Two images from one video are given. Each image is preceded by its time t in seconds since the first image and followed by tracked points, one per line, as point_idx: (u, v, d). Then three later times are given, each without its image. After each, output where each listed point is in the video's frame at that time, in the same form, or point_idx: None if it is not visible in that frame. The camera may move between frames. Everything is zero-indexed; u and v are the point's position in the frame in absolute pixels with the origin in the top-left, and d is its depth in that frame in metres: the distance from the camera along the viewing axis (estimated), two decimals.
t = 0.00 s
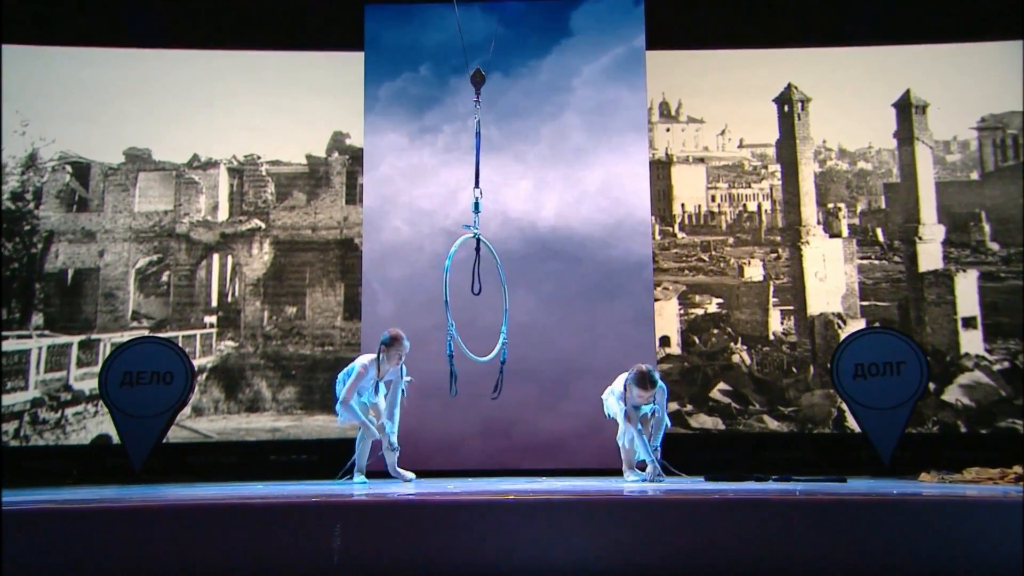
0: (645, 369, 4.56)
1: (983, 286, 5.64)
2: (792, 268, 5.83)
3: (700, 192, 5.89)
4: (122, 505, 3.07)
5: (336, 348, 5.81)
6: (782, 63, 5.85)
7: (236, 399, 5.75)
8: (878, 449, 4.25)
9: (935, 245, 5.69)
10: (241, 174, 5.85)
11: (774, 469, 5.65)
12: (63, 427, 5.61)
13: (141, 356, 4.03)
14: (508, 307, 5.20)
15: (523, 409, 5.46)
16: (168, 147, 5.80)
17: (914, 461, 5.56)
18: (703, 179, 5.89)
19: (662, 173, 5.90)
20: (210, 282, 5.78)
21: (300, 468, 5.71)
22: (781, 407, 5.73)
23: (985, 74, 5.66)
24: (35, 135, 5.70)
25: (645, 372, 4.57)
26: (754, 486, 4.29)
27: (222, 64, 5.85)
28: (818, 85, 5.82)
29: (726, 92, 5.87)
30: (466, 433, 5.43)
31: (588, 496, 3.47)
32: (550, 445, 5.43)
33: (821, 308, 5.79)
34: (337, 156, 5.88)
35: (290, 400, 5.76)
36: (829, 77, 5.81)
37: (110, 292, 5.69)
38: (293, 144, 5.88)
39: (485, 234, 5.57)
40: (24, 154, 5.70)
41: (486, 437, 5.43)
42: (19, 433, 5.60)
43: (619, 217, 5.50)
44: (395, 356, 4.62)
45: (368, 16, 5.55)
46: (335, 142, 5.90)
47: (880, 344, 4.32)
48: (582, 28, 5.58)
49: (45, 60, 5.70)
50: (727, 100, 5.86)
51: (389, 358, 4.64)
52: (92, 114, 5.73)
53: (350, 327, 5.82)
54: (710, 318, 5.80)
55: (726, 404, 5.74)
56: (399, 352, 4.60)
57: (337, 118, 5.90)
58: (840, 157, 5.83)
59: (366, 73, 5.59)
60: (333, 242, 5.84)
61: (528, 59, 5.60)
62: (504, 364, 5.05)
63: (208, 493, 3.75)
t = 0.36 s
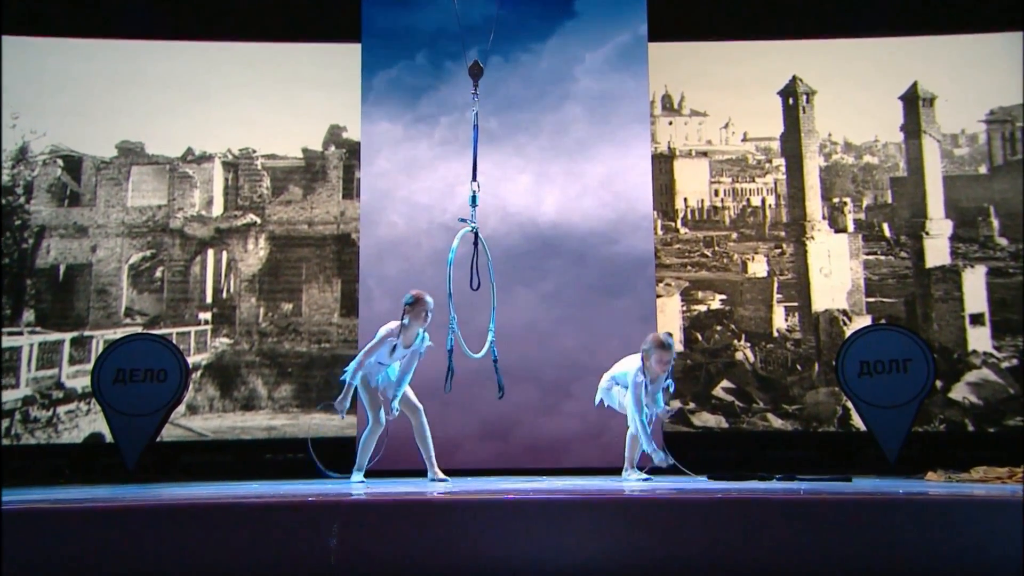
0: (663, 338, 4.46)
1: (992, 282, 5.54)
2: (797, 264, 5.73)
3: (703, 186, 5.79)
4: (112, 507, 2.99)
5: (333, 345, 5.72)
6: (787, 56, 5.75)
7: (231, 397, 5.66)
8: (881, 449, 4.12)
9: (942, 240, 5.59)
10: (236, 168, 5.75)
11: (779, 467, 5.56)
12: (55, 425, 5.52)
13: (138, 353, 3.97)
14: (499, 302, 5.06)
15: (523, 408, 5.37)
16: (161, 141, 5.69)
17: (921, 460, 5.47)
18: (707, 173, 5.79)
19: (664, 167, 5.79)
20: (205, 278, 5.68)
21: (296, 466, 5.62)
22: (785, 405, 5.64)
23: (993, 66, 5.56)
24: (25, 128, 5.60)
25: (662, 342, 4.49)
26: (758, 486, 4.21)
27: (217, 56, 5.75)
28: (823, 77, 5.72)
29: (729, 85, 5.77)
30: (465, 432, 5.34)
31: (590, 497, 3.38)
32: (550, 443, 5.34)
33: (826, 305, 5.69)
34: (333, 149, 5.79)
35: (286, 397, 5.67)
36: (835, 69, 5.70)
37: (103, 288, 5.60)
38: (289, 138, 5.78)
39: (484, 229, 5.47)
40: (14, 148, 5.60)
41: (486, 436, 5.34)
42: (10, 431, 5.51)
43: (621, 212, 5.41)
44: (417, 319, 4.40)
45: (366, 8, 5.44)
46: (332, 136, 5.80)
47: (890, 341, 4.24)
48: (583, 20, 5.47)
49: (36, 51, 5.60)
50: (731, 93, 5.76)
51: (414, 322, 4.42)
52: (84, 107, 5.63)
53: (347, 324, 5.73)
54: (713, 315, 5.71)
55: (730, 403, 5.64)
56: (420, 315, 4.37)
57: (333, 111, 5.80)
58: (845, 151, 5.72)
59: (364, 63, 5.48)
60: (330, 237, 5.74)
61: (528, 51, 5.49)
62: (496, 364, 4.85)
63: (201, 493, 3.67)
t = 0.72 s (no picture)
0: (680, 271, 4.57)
1: (998, 280, 5.47)
2: (801, 261, 5.64)
3: (705, 182, 5.70)
4: (101, 508, 2.91)
5: (330, 343, 5.63)
6: (790, 49, 5.66)
7: (227, 396, 5.58)
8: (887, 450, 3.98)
9: (948, 236, 5.51)
10: (232, 164, 5.67)
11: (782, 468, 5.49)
12: (48, 425, 5.44)
13: (136, 351, 3.97)
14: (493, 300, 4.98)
15: (523, 407, 5.29)
16: (156, 136, 5.61)
17: (927, 460, 5.39)
18: (709, 169, 5.71)
19: (666, 163, 5.71)
20: (200, 276, 5.60)
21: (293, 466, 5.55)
22: (789, 404, 5.57)
23: (1000, 60, 5.49)
24: (17, 123, 5.52)
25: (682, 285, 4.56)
26: (761, 486, 4.14)
27: (213, 50, 5.66)
28: (828, 71, 5.63)
29: (732, 79, 5.69)
30: (464, 432, 5.27)
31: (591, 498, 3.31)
32: (550, 443, 5.27)
33: (830, 302, 5.61)
34: (331, 145, 5.70)
35: (283, 396, 5.59)
36: (839, 63, 5.62)
37: (97, 286, 5.52)
38: (286, 133, 5.70)
39: (484, 226, 5.39)
40: (7, 143, 5.52)
41: (485, 436, 5.26)
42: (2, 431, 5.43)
43: (622, 209, 5.33)
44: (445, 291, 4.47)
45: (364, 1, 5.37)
46: (329, 131, 5.72)
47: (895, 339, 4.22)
48: (585, 13, 5.39)
49: (28, 45, 5.51)
50: (733, 87, 5.68)
51: (445, 298, 4.49)
52: (78, 101, 5.54)
53: (344, 322, 5.64)
54: (715, 313, 5.65)
55: (732, 401, 5.58)
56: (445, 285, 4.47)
57: (331, 106, 5.72)
58: (850, 146, 5.64)
59: (362, 56, 5.40)
60: (327, 234, 5.66)
61: (528, 45, 5.42)
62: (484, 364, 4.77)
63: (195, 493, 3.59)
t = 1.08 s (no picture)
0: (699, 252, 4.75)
1: (1006, 277, 5.37)
2: (805, 259, 5.55)
3: (708, 177, 5.61)
4: (89, 512, 2.82)
5: (327, 341, 5.54)
6: (795, 43, 5.57)
7: (222, 395, 5.48)
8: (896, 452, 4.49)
9: (955, 233, 5.42)
10: (227, 159, 5.58)
11: (786, 468, 5.41)
12: (40, 424, 5.35)
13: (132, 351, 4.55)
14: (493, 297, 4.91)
15: (523, 406, 5.20)
16: (149, 130, 5.51)
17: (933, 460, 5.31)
18: (712, 165, 5.62)
19: (669, 158, 5.62)
20: (195, 272, 5.51)
21: (289, 466, 5.47)
22: (793, 404, 5.47)
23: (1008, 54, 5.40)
24: (8, 117, 5.42)
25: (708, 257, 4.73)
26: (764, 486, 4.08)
27: (207, 43, 5.56)
28: (833, 65, 5.54)
29: (736, 73, 5.59)
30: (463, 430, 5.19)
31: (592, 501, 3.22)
32: (551, 443, 5.19)
33: (835, 300, 5.51)
34: (327, 140, 5.61)
35: (278, 395, 5.49)
36: (844, 56, 5.52)
37: (89, 283, 5.42)
38: (281, 127, 5.60)
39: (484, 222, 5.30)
40: None
41: (485, 435, 5.18)
42: None
43: (625, 204, 5.24)
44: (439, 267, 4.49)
45: None
46: (326, 125, 5.62)
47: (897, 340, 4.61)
48: (587, 5, 5.29)
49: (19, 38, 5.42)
50: (737, 81, 5.59)
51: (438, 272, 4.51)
52: (70, 95, 5.45)
53: (341, 320, 5.55)
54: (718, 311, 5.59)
55: (735, 401, 5.52)
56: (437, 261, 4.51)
57: (327, 100, 5.63)
58: (856, 141, 5.54)
59: (359, 49, 5.30)
60: (324, 230, 5.57)
61: (529, 38, 5.32)
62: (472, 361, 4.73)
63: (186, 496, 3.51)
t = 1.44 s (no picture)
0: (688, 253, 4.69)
1: (1014, 275, 5.29)
2: (809, 256, 5.46)
3: (711, 173, 5.52)
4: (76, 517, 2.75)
5: (323, 339, 5.45)
6: (799, 36, 5.47)
7: (216, 394, 5.39)
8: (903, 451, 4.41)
9: (963, 230, 5.34)
10: (221, 154, 5.48)
11: (790, 468, 5.33)
12: (31, 424, 5.26)
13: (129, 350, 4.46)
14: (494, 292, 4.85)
15: (523, 406, 5.13)
16: (142, 125, 5.42)
17: (940, 460, 5.22)
18: (715, 160, 5.52)
19: (671, 153, 5.52)
20: (189, 269, 5.42)
21: (285, 466, 5.39)
22: (797, 403, 5.39)
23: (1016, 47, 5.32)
24: None
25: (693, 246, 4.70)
26: (769, 486, 4.02)
27: (202, 36, 5.46)
28: (838, 58, 5.44)
29: (739, 67, 5.49)
30: (462, 430, 5.12)
31: (594, 504, 3.14)
32: (551, 443, 5.12)
33: (840, 298, 5.42)
34: (324, 134, 5.51)
35: (275, 395, 5.40)
36: (849, 49, 5.42)
37: (82, 280, 5.33)
38: (277, 122, 5.51)
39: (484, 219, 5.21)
40: None
41: (484, 435, 5.11)
42: None
43: (627, 201, 5.17)
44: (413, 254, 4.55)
45: None
46: (322, 120, 5.53)
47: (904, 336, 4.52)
48: None
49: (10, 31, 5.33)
50: (741, 75, 5.49)
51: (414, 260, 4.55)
52: (61, 89, 5.36)
53: (338, 318, 5.46)
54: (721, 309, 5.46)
55: (739, 400, 5.41)
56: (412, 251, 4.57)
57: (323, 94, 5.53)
58: (861, 136, 5.45)
59: (355, 45, 5.24)
60: (321, 226, 5.48)
61: (528, 31, 5.24)
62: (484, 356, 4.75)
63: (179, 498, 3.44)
